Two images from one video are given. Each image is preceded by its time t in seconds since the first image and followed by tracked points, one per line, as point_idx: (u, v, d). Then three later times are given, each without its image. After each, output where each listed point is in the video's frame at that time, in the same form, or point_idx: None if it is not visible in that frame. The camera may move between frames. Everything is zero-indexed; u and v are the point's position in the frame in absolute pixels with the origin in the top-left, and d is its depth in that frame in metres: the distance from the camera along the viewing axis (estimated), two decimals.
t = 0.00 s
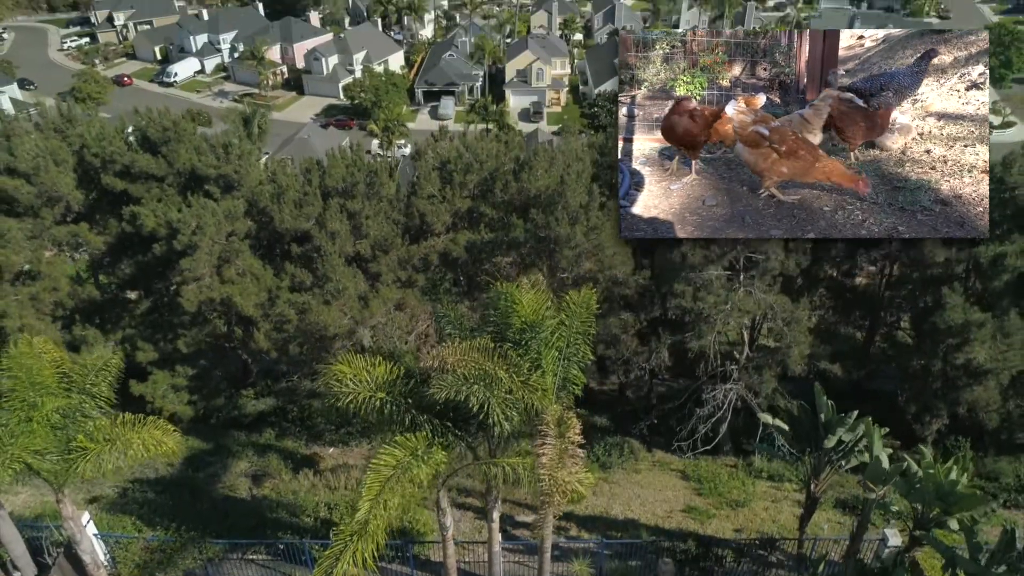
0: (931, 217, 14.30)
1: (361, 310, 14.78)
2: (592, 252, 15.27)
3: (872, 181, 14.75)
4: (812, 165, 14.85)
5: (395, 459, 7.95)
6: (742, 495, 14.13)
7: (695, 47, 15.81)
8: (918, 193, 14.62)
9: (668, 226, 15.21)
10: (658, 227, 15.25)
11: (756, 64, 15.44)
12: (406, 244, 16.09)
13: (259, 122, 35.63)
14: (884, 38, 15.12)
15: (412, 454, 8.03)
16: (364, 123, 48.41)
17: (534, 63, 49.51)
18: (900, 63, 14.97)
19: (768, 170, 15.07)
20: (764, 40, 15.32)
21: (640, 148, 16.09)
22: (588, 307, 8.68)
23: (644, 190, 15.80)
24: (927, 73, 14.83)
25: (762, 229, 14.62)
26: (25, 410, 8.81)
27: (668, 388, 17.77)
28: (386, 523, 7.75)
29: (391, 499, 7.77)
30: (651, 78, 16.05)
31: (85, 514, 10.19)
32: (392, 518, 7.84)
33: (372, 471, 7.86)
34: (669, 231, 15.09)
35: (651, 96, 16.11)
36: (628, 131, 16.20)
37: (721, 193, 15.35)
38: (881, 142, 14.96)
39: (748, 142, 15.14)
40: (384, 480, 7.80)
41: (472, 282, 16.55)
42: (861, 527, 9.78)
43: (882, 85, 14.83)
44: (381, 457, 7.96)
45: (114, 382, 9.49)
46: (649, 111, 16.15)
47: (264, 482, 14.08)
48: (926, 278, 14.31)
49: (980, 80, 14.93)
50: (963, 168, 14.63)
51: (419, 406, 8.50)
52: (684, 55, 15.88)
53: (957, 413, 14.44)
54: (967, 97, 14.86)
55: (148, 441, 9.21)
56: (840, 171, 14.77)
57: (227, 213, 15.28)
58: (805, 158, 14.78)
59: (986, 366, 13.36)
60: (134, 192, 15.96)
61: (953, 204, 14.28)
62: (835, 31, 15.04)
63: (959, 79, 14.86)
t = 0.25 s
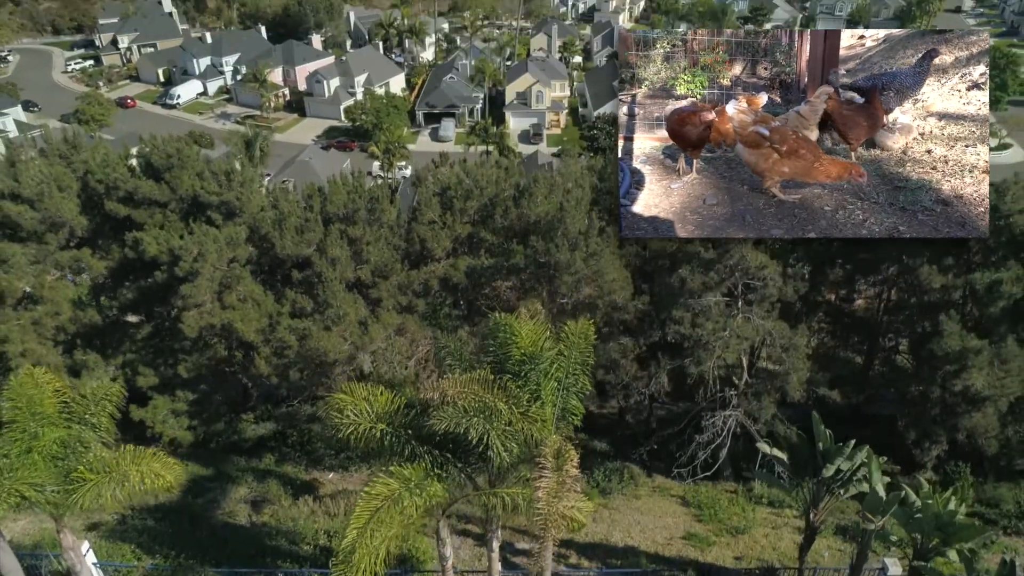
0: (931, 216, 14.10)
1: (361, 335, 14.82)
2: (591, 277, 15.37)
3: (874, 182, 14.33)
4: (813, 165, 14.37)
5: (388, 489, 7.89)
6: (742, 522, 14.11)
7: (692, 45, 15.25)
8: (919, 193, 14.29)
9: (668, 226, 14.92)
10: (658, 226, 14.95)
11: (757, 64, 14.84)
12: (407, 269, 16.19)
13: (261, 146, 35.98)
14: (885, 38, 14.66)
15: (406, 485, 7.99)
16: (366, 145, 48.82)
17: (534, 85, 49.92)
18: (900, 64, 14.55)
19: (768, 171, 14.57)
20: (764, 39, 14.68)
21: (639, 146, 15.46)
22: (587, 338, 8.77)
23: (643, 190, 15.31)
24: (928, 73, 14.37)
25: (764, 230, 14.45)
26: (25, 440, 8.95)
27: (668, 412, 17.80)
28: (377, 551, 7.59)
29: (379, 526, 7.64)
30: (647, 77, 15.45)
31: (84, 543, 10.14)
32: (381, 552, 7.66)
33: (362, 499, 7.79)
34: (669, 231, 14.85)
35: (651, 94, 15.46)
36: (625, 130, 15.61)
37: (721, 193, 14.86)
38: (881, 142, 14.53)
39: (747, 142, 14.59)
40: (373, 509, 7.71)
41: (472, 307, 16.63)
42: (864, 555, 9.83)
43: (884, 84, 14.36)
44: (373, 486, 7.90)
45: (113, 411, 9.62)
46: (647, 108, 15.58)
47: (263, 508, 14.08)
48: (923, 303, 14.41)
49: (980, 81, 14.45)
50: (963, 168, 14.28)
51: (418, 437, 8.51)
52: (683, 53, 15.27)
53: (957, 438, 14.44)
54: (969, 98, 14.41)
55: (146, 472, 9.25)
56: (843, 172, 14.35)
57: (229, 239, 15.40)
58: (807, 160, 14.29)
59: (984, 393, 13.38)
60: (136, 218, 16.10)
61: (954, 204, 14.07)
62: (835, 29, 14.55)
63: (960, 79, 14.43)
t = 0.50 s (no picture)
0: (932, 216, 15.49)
1: (362, 361, 14.88)
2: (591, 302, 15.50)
3: (873, 182, 16.18)
4: (814, 165, 16.17)
5: (383, 515, 7.90)
6: (743, 548, 14.10)
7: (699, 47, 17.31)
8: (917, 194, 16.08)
9: (673, 225, 16.70)
10: (661, 226, 16.65)
11: (758, 64, 16.91)
12: (408, 295, 16.32)
13: (263, 169, 36.30)
14: (888, 39, 16.76)
15: (402, 512, 8.01)
16: (367, 167, 49.23)
17: (534, 108, 50.66)
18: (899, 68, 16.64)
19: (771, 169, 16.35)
20: (766, 41, 16.84)
21: (644, 148, 17.40)
22: (586, 368, 8.84)
23: (650, 189, 17.04)
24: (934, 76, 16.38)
25: (766, 229, 16.33)
26: (28, 473, 9.00)
27: (668, 436, 17.81)
28: None
29: (371, 551, 7.59)
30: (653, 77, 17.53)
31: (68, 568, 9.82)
32: None
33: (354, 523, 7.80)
34: (673, 230, 16.61)
35: (654, 95, 17.54)
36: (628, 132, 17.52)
37: (725, 193, 16.75)
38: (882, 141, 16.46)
39: (751, 143, 16.44)
40: (364, 533, 7.71)
41: (472, 332, 16.73)
42: None
43: (886, 85, 16.40)
44: (367, 510, 7.92)
45: (116, 443, 9.61)
46: (652, 109, 17.58)
47: (263, 535, 14.06)
48: (922, 329, 14.48)
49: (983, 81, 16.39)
50: (966, 169, 16.23)
51: (419, 468, 8.56)
52: (688, 54, 17.37)
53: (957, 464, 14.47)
54: (971, 98, 16.35)
55: (146, 504, 9.23)
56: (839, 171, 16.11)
57: (231, 266, 15.50)
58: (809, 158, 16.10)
59: (983, 419, 13.36)
60: (139, 245, 16.20)
61: (957, 205, 15.59)
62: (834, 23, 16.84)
63: (965, 82, 16.40)
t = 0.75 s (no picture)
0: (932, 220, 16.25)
1: (363, 388, 14.94)
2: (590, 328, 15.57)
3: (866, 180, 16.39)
4: (817, 165, 16.28)
5: (379, 539, 7.86)
6: None
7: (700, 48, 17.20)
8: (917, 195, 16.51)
9: (676, 226, 17.22)
10: (664, 227, 17.28)
11: (761, 65, 16.88)
12: (408, 320, 16.42)
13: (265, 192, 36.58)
14: (891, 40, 16.47)
15: (398, 539, 7.96)
16: (367, 189, 49.52)
17: (534, 130, 50.86)
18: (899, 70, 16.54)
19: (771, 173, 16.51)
20: (770, 40, 16.76)
21: (646, 149, 17.50)
22: (586, 398, 8.88)
23: (653, 190, 17.32)
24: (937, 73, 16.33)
25: (768, 230, 16.87)
26: (30, 505, 9.11)
27: (669, 460, 17.83)
28: None
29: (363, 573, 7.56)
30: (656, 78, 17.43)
31: None
32: None
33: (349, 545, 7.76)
34: (676, 231, 17.22)
35: (656, 96, 17.50)
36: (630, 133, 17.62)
37: (727, 194, 16.97)
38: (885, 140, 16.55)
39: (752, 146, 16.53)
40: (358, 555, 7.66)
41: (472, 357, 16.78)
42: None
43: (887, 89, 16.45)
44: (364, 534, 7.87)
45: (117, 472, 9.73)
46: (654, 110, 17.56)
47: (263, 563, 14.03)
48: (921, 354, 14.49)
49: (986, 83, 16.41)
50: (969, 171, 16.32)
51: (420, 498, 8.56)
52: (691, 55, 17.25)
53: (957, 490, 14.47)
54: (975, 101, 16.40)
55: (147, 531, 9.35)
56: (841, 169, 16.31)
57: (233, 291, 15.61)
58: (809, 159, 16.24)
59: (983, 446, 13.37)
60: (142, 270, 16.32)
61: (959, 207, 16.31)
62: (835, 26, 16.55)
63: (968, 84, 16.35)
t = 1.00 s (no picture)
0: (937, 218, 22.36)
1: (364, 414, 14.95)
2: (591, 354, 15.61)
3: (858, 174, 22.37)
4: (814, 159, 21.94)
5: (376, 564, 7.80)
6: None
7: (701, 48, 23.89)
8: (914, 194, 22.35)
9: (680, 225, 23.27)
10: (665, 228, 23.44)
11: (763, 66, 23.22)
12: (409, 346, 16.47)
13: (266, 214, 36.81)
14: (892, 42, 23.16)
15: (397, 568, 7.88)
16: (368, 211, 49.79)
17: (534, 152, 51.04)
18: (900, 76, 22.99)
19: (775, 160, 22.07)
20: (770, 44, 23.22)
21: (651, 149, 23.90)
22: (586, 429, 8.93)
23: (658, 192, 23.57)
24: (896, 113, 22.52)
25: (769, 229, 22.84)
26: (30, 536, 9.11)
27: (669, 485, 17.78)
28: None
29: None
30: (659, 78, 24.24)
31: None
32: None
33: (347, 569, 7.72)
34: (677, 230, 23.28)
35: (658, 97, 24.16)
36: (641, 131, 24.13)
37: (727, 198, 23.00)
38: (890, 142, 22.53)
39: (758, 144, 22.02)
40: None
41: (472, 382, 16.72)
42: None
43: (906, 93, 22.52)
44: (363, 560, 7.80)
45: (118, 502, 9.73)
46: (656, 109, 24.16)
47: None
48: (920, 382, 14.55)
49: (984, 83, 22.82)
50: (971, 171, 22.36)
51: (420, 530, 8.51)
52: (693, 56, 23.94)
53: (959, 518, 14.38)
54: (975, 100, 22.62)
55: (148, 560, 9.32)
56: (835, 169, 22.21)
57: (236, 317, 15.69)
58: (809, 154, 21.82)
59: (984, 473, 13.30)
60: (144, 296, 16.38)
61: (962, 208, 22.28)
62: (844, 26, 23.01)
63: (968, 80, 22.90)
